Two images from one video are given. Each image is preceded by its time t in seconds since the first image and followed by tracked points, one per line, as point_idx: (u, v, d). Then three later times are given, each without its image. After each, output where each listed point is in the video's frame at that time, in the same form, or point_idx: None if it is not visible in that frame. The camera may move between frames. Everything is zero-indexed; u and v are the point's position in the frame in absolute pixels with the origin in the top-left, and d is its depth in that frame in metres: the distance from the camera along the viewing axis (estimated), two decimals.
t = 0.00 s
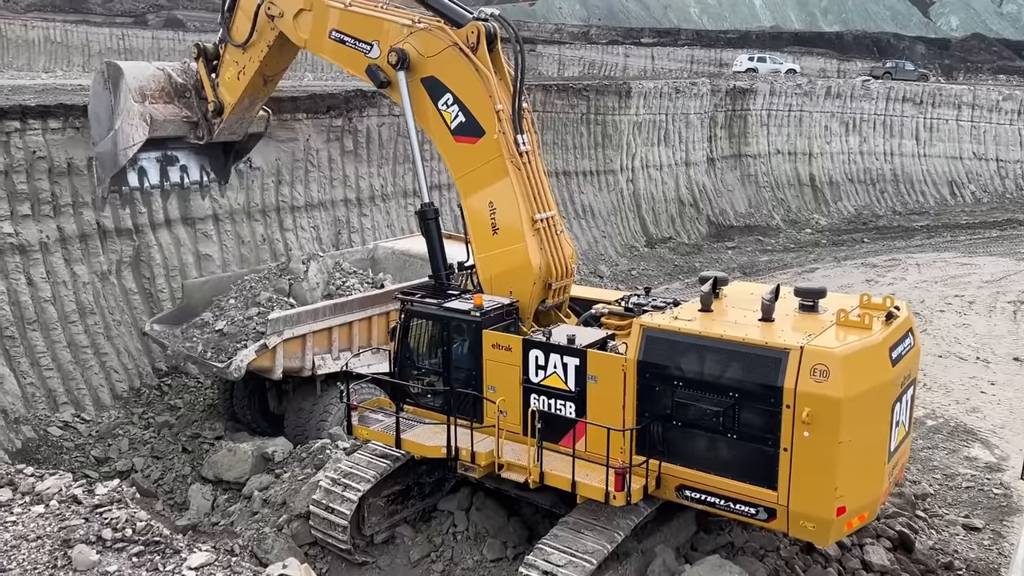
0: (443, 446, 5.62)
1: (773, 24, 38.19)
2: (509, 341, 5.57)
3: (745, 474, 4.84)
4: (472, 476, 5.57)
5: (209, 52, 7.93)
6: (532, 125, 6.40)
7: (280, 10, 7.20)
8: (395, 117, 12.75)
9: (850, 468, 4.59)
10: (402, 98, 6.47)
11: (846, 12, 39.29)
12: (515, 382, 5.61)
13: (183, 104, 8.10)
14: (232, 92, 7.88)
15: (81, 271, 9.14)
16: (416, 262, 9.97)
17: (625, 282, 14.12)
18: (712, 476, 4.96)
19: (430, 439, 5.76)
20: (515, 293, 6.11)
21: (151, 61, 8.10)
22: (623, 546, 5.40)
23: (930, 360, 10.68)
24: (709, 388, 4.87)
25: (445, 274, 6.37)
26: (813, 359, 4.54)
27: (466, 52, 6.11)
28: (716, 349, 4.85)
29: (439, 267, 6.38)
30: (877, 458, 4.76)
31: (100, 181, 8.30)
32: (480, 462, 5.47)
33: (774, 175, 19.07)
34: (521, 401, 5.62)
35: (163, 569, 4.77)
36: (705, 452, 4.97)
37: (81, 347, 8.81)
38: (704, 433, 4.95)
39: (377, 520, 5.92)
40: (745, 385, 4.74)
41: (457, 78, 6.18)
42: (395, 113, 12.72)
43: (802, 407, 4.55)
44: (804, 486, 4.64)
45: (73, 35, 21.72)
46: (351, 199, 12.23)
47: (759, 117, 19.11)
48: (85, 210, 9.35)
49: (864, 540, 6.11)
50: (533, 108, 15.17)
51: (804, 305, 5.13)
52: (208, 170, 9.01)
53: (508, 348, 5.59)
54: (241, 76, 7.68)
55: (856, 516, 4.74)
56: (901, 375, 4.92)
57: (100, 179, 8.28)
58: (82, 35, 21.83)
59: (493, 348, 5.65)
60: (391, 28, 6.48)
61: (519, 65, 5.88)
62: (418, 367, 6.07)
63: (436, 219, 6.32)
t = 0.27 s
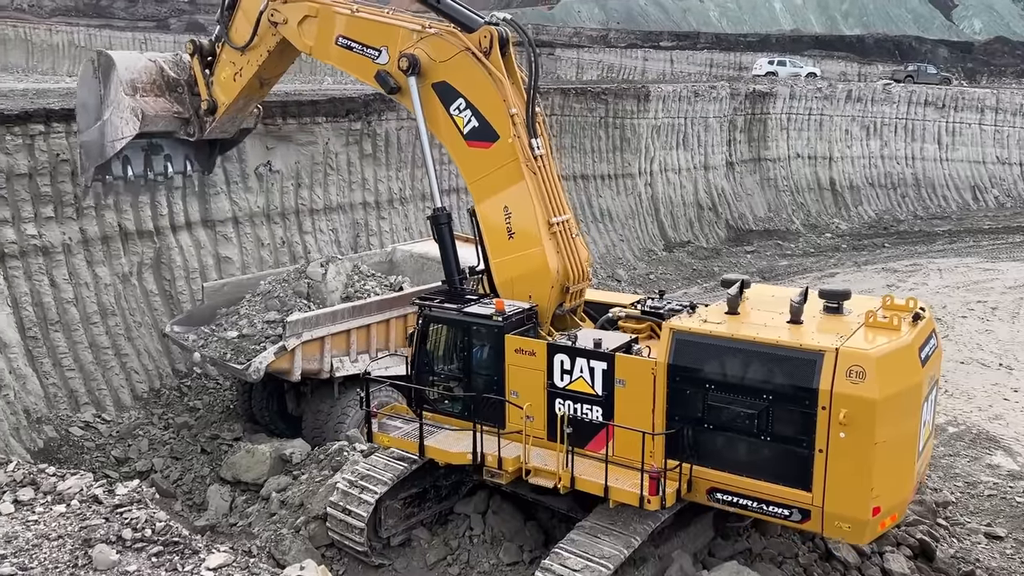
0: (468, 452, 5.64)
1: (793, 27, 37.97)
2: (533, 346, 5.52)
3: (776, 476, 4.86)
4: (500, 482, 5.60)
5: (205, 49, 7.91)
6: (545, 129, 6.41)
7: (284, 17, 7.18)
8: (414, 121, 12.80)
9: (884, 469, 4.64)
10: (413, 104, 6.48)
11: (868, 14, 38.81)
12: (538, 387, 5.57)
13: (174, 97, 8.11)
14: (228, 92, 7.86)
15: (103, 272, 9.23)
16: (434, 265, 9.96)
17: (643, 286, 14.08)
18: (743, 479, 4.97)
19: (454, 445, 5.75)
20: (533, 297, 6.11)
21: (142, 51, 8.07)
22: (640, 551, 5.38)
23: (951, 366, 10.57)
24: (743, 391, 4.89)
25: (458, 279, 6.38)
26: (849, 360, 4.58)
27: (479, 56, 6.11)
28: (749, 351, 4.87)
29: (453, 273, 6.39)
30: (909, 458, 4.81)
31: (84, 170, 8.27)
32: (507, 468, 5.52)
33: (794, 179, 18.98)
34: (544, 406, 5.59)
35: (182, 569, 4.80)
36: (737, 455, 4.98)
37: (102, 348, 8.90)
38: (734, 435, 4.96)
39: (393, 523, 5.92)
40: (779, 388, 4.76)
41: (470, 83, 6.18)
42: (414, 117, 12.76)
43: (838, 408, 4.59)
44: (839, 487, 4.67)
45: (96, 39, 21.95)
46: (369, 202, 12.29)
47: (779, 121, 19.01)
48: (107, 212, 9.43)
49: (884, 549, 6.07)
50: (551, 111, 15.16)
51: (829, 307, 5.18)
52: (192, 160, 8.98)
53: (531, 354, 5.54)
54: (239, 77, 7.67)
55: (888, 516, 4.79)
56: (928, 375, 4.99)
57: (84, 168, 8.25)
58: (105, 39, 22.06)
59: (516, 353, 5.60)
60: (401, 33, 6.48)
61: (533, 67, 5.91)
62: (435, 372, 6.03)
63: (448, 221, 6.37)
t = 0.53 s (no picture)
0: (495, 459, 5.59)
1: (815, 29, 37.71)
2: (559, 350, 5.54)
3: (809, 477, 4.96)
4: (528, 488, 5.57)
5: (202, 44, 7.93)
6: (559, 133, 6.42)
7: (289, 21, 7.22)
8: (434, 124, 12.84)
9: (919, 467, 4.75)
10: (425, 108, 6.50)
11: (891, 17, 38.34)
12: (564, 391, 5.58)
13: (166, 90, 8.14)
14: (224, 90, 7.89)
15: (125, 274, 9.32)
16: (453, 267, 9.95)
17: (662, 289, 14.03)
18: (776, 480, 5.06)
19: (480, 451, 5.71)
20: (550, 301, 6.09)
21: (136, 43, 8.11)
22: (657, 556, 5.40)
23: (975, 372, 10.45)
24: (776, 392, 4.99)
25: (473, 283, 6.39)
26: (884, 361, 4.69)
27: (493, 60, 6.14)
28: (782, 353, 4.97)
29: (468, 277, 6.41)
30: (939, 457, 4.94)
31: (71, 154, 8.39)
32: (536, 474, 5.47)
33: (815, 182, 18.86)
34: (569, 411, 5.60)
35: (202, 569, 4.84)
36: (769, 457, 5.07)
37: (124, 348, 8.99)
38: (768, 437, 5.05)
39: (410, 525, 5.94)
40: (813, 389, 4.87)
41: (484, 86, 6.20)
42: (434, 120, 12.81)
43: (874, 409, 4.70)
44: (876, 486, 4.78)
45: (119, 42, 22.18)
46: (388, 205, 12.35)
47: (800, 124, 18.91)
48: (130, 214, 9.52)
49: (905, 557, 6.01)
50: (571, 114, 15.14)
51: (853, 307, 5.29)
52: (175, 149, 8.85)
53: (556, 358, 5.55)
54: (235, 77, 7.72)
55: (921, 514, 4.91)
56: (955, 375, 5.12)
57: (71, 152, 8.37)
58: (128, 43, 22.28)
59: (540, 358, 5.61)
60: (414, 37, 6.51)
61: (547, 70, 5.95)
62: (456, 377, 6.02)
63: (462, 225, 6.40)
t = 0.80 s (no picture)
0: (524, 465, 5.57)
1: (836, 32, 37.45)
2: (585, 355, 5.53)
3: (844, 477, 4.98)
4: (558, 494, 5.55)
5: (201, 35, 7.54)
6: (575, 137, 6.42)
7: (296, 23, 7.03)
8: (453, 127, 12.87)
9: (953, 466, 4.80)
10: (440, 111, 6.48)
11: (914, 18, 37.90)
12: (591, 396, 5.58)
13: (161, 78, 7.72)
14: (220, 85, 7.54)
15: (148, 275, 9.40)
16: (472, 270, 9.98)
17: (681, 293, 13.99)
18: (809, 481, 5.07)
19: (507, 457, 5.69)
20: (571, 304, 6.08)
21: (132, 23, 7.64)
22: (676, 560, 5.39)
23: (999, 378, 10.33)
24: (811, 394, 4.99)
25: (489, 287, 6.38)
26: (921, 361, 4.72)
27: (511, 62, 6.14)
28: (817, 354, 4.98)
29: (484, 281, 6.40)
30: (968, 454, 5.00)
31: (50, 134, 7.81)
32: (566, 479, 5.48)
33: (836, 186, 18.75)
34: (597, 415, 5.59)
35: (221, 569, 4.88)
36: (802, 458, 5.09)
37: (146, 349, 9.07)
38: (801, 438, 5.06)
39: (428, 526, 5.95)
40: (848, 390, 4.88)
41: (502, 89, 6.20)
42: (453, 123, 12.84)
43: (912, 409, 4.72)
44: (913, 486, 4.80)
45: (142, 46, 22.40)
46: (408, 207, 12.41)
47: (820, 127, 18.79)
48: (153, 216, 9.60)
49: (926, 564, 5.95)
50: (590, 117, 15.10)
51: (877, 308, 5.33)
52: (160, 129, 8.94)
53: (583, 362, 5.55)
54: (235, 72, 7.40)
55: (953, 512, 4.96)
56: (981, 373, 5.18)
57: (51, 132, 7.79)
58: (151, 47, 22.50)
59: (566, 362, 5.60)
60: (428, 40, 6.49)
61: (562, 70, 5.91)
62: (477, 382, 5.99)
63: (478, 229, 6.37)
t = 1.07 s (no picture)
0: (554, 471, 5.55)
1: (857, 33, 37.17)
2: (611, 358, 5.49)
3: (875, 478, 5.03)
4: (587, 499, 5.55)
5: (198, 36, 7.59)
6: (587, 139, 6.42)
7: (297, 31, 7.03)
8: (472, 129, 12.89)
9: (986, 464, 4.88)
10: (450, 117, 6.47)
11: (936, 20, 37.51)
12: (617, 400, 5.53)
13: (152, 76, 7.76)
14: (213, 89, 7.60)
15: (168, 276, 9.48)
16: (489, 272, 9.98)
17: (699, 296, 13.92)
18: (841, 481, 5.12)
19: (534, 463, 5.66)
20: (588, 307, 6.07)
21: (129, 16, 7.67)
22: (694, 565, 5.36)
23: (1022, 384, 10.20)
24: (843, 395, 5.04)
25: (502, 291, 6.35)
26: (954, 361, 4.79)
27: (521, 66, 6.13)
28: (849, 355, 5.03)
29: (497, 285, 6.37)
30: (997, 452, 5.08)
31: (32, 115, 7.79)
32: (596, 485, 5.47)
33: (856, 189, 18.62)
34: (624, 420, 5.55)
35: (239, 570, 4.90)
36: (834, 459, 5.13)
37: (166, 349, 9.15)
38: (833, 439, 5.10)
39: (445, 528, 5.96)
40: (881, 390, 4.95)
41: (513, 93, 6.19)
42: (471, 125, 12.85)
43: (946, 408, 4.80)
44: (947, 484, 4.87)
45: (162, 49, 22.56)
46: (425, 210, 12.46)
47: (841, 130, 18.66)
48: (173, 218, 9.68)
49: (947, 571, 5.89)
50: (609, 119, 15.04)
51: (899, 308, 5.40)
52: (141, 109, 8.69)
53: (608, 366, 5.50)
54: (229, 76, 7.46)
55: (984, 509, 5.03)
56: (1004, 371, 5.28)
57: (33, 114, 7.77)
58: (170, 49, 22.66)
59: (592, 366, 5.55)
60: (435, 44, 6.48)
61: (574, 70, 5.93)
62: (497, 387, 5.92)
63: (489, 233, 6.41)
